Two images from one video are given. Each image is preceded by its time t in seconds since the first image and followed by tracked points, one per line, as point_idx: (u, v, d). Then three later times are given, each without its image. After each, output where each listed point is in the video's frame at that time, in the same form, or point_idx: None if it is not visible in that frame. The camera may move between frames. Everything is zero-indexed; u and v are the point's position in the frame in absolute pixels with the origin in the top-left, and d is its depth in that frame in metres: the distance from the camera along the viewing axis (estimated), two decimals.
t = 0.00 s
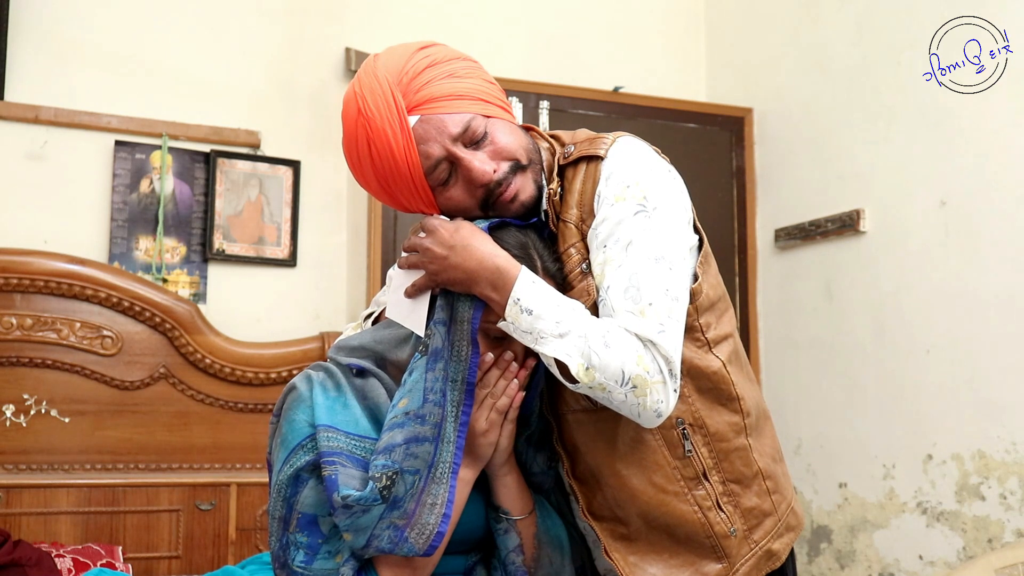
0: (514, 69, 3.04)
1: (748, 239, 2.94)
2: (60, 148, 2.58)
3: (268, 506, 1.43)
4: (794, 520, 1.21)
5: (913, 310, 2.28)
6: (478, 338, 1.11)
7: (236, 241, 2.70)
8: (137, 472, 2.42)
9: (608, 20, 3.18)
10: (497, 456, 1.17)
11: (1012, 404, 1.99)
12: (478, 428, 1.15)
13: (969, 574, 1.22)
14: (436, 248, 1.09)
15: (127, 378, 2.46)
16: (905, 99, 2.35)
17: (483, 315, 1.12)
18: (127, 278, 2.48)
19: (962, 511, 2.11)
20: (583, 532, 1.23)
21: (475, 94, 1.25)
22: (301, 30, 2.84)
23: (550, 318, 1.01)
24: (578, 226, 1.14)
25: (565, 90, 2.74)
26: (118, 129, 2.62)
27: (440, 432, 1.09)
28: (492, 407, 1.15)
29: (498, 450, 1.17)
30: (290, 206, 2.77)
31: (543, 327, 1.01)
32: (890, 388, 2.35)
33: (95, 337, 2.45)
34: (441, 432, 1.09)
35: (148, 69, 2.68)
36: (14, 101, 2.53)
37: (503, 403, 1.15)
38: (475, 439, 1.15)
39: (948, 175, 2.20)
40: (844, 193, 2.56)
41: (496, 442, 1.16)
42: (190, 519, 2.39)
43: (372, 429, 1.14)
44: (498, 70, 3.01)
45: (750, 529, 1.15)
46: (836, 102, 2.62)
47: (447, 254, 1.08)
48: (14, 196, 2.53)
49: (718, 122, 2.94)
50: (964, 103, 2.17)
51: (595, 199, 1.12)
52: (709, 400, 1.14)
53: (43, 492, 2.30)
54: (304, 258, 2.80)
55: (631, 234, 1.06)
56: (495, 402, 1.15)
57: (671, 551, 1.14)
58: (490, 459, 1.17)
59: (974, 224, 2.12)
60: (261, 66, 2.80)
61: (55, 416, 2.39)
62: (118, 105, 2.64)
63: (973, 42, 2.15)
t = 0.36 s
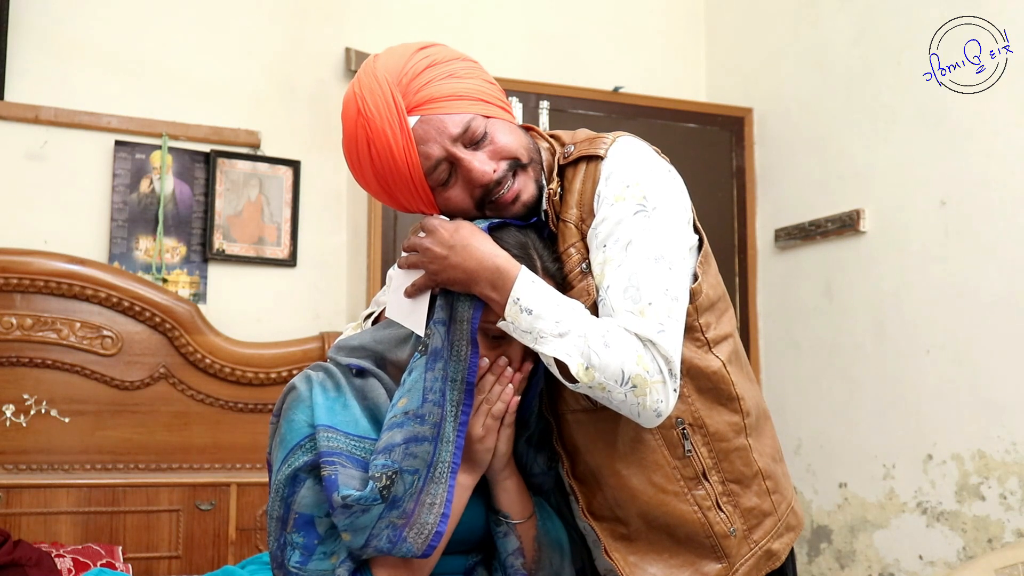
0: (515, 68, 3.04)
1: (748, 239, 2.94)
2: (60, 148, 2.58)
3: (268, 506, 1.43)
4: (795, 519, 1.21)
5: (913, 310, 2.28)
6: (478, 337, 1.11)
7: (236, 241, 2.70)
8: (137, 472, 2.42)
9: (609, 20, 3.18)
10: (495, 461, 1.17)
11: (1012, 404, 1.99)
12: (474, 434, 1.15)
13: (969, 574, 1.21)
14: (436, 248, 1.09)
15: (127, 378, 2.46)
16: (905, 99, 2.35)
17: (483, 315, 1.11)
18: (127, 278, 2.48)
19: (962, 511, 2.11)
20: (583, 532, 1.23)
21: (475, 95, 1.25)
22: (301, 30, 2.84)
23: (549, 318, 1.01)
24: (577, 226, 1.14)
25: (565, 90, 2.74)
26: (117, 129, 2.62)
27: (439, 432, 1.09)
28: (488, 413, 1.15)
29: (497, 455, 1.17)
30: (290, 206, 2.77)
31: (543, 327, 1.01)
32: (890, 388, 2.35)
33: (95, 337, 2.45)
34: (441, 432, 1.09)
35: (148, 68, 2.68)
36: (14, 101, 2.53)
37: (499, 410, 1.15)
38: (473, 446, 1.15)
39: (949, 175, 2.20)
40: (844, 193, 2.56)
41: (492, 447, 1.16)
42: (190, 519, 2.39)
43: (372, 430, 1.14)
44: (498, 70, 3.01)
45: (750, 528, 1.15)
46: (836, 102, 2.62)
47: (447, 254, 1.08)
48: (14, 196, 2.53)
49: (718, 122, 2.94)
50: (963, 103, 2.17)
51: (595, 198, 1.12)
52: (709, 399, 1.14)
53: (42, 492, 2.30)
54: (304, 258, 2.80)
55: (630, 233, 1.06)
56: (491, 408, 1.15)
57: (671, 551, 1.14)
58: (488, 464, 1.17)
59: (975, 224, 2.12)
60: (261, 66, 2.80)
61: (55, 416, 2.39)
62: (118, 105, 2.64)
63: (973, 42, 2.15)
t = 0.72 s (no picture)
0: (515, 69, 3.04)
1: (747, 239, 2.94)
2: (60, 148, 2.58)
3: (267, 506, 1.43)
4: (794, 519, 1.21)
5: (913, 310, 2.28)
6: (477, 337, 1.11)
7: (236, 241, 2.70)
8: (137, 472, 2.42)
9: (608, 20, 3.18)
10: (493, 467, 1.18)
11: (1012, 404, 1.99)
12: (469, 440, 1.16)
13: (969, 574, 1.21)
14: (434, 248, 1.09)
15: (127, 378, 2.46)
16: (905, 99, 2.35)
17: (481, 315, 1.11)
18: (127, 278, 2.48)
19: (962, 511, 2.11)
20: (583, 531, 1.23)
21: (474, 95, 1.25)
22: (301, 30, 2.84)
23: (548, 317, 1.01)
24: (576, 225, 1.14)
25: (565, 90, 2.74)
26: (117, 129, 2.62)
27: (438, 431, 1.10)
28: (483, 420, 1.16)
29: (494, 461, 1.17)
30: (290, 206, 2.77)
31: (542, 326, 1.01)
32: (890, 388, 2.35)
33: (95, 337, 2.45)
34: (439, 432, 1.10)
35: (147, 69, 2.68)
36: (14, 101, 2.53)
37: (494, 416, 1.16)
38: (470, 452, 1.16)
39: (949, 175, 2.20)
40: (844, 192, 2.56)
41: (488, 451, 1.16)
42: (190, 519, 2.39)
43: (370, 430, 1.14)
44: (498, 70, 3.01)
45: (749, 527, 1.15)
46: (836, 102, 2.62)
47: (446, 253, 1.08)
48: (14, 196, 2.53)
49: (718, 122, 2.94)
50: (963, 103, 2.17)
51: (593, 197, 1.12)
52: (708, 398, 1.14)
53: (42, 492, 2.30)
54: (304, 258, 2.80)
55: (629, 232, 1.06)
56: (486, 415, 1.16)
57: (670, 549, 1.14)
58: (487, 470, 1.17)
59: (975, 224, 2.12)
60: (261, 66, 2.80)
61: (55, 416, 2.39)
62: (119, 105, 2.64)
63: (973, 42, 2.15)
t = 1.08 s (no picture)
0: (515, 69, 3.04)
1: (748, 239, 2.94)
2: (60, 149, 2.58)
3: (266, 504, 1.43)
4: (792, 517, 1.21)
5: (913, 310, 2.28)
6: (475, 335, 1.10)
7: (236, 242, 2.71)
8: (137, 472, 2.42)
9: (609, 20, 3.18)
10: (492, 465, 1.18)
11: (1012, 404, 1.99)
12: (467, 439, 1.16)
13: (968, 573, 1.21)
14: (432, 246, 1.10)
15: (127, 378, 2.46)
16: (905, 99, 2.35)
17: (479, 313, 1.11)
18: (127, 278, 2.49)
19: (962, 511, 2.11)
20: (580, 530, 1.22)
21: (476, 92, 1.25)
22: (302, 30, 2.84)
23: (546, 314, 1.01)
24: (574, 222, 1.14)
25: (565, 90, 2.74)
26: (118, 129, 2.62)
27: (435, 429, 1.10)
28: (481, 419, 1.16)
29: (492, 460, 1.18)
30: (291, 206, 2.77)
31: (541, 323, 1.01)
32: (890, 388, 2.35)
33: (95, 337, 2.45)
34: (437, 430, 1.10)
35: (148, 69, 2.69)
36: (14, 101, 2.53)
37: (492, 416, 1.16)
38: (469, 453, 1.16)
39: (949, 175, 2.20)
40: (844, 192, 2.56)
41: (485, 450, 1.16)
42: (190, 519, 2.39)
43: (368, 430, 1.14)
44: (498, 71, 3.01)
45: (747, 525, 1.15)
46: (836, 102, 2.62)
47: (444, 251, 1.08)
48: (15, 196, 2.53)
49: (718, 122, 2.94)
50: (964, 103, 2.17)
51: (591, 194, 1.12)
52: (706, 396, 1.14)
53: (42, 492, 2.30)
54: (304, 259, 2.80)
55: (627, 229, 1.06)
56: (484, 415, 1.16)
57: (669, 547, 1.14)
58: (485, 469, 1.17)
59: (974, 224, 2.12)
60: (261, 66, 2.80)
61: (55, 416, 2.39)
62: (119, 105, 2.64)
63: (973, 42, 2.15)
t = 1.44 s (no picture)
0: (514, 69, 3.04)
1: (748, 239, 2.94)
2: (60, 149, 2.58)
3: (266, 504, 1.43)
4: (792, 517, 1.21)
5: (913, 310, 2.28)
6: (474, 334, 1.10)
7: (236, 242, 2.71)
8: (136, 472, 2.42)
9: (609, 20, 3.18)
10: (492, 464, 1.18)
11: (1012, 405, 1.99)
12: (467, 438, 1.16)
13: (968, 573, 1.21)
14: (431, 246, 1.10)
15: (127, 378, 2.46)
16: (905, 99, 2.35)
17: (479, 313, 1.11)
18: (126, 278, 2.49)
19: (962, 511, 2.11)
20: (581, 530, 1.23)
21: (473, 91, 1.25)
22: (302, 31, 2.84)
23: (545, 314, 1.01)
24: (573, 223, 1.14)
25: (565, 90, 2.74)
26: (118, 129, 2.62)
27: (434, 429, 1.10)
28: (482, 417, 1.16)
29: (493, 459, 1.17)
30: (290, 206, 2.77)
31: (539, 323, 1.01)
32: (890, 388, 2.35)
33: (95, 337, 2.45)
34: (436, 430, 1.10)
35: (148, 69, 2.69)
36: (14, 101, 2.53)
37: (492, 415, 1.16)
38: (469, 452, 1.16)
39: (949, 175, 2.20)
40: (844, 193, 2.56)
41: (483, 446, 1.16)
42: (190, 519, 2.39)
43: (367, 429, 1.14)
44: (498, 71, 3.01)
45: (747, 525, 1.15)
46: (836, 102, 2.62)
47: (443, 251, 1.08)
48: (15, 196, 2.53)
49: (718, 122, 2.94)
50: (964, 103, 2.17)
51: (590, 195, 1.12)
52: (705, 396, 1.14)
53: (42, 492, 2.30)
54: (304, 259, 2.80)
55: (626, 229, 1.06)
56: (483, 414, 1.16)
57: (668, 547, 1.14)
58: (486, 467, 1.17)
59: (975, 224, 2.12)
60: (261, 66, 2.80)
61: (55, 416, 2.39)
62: (119, 105, 2.64)
63: (973, 42, 2.15)
